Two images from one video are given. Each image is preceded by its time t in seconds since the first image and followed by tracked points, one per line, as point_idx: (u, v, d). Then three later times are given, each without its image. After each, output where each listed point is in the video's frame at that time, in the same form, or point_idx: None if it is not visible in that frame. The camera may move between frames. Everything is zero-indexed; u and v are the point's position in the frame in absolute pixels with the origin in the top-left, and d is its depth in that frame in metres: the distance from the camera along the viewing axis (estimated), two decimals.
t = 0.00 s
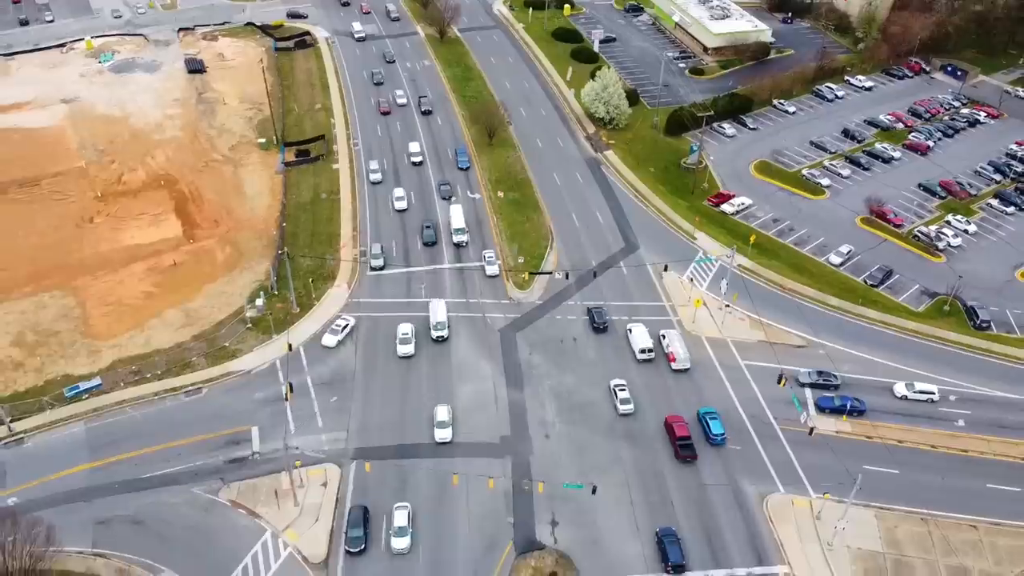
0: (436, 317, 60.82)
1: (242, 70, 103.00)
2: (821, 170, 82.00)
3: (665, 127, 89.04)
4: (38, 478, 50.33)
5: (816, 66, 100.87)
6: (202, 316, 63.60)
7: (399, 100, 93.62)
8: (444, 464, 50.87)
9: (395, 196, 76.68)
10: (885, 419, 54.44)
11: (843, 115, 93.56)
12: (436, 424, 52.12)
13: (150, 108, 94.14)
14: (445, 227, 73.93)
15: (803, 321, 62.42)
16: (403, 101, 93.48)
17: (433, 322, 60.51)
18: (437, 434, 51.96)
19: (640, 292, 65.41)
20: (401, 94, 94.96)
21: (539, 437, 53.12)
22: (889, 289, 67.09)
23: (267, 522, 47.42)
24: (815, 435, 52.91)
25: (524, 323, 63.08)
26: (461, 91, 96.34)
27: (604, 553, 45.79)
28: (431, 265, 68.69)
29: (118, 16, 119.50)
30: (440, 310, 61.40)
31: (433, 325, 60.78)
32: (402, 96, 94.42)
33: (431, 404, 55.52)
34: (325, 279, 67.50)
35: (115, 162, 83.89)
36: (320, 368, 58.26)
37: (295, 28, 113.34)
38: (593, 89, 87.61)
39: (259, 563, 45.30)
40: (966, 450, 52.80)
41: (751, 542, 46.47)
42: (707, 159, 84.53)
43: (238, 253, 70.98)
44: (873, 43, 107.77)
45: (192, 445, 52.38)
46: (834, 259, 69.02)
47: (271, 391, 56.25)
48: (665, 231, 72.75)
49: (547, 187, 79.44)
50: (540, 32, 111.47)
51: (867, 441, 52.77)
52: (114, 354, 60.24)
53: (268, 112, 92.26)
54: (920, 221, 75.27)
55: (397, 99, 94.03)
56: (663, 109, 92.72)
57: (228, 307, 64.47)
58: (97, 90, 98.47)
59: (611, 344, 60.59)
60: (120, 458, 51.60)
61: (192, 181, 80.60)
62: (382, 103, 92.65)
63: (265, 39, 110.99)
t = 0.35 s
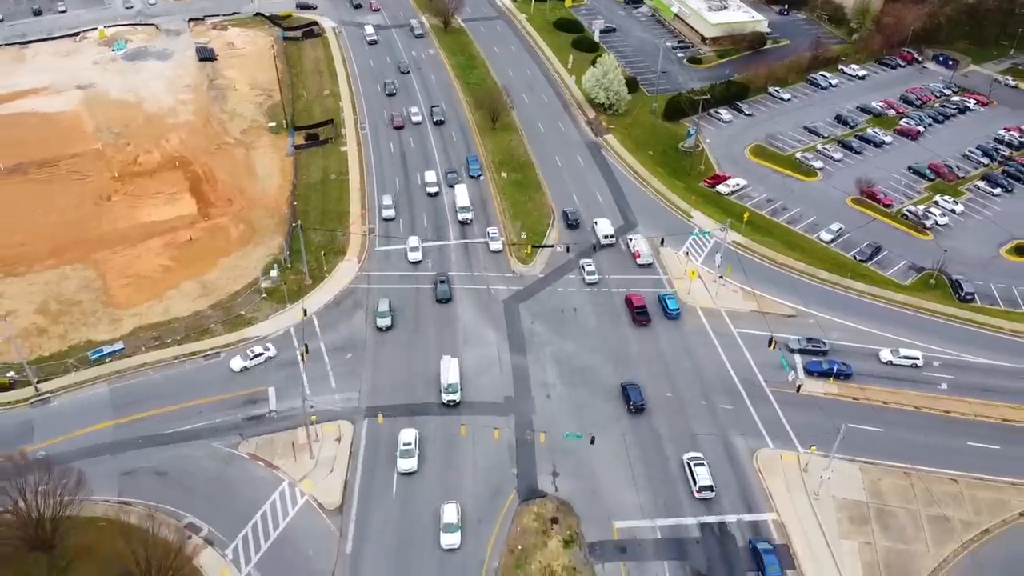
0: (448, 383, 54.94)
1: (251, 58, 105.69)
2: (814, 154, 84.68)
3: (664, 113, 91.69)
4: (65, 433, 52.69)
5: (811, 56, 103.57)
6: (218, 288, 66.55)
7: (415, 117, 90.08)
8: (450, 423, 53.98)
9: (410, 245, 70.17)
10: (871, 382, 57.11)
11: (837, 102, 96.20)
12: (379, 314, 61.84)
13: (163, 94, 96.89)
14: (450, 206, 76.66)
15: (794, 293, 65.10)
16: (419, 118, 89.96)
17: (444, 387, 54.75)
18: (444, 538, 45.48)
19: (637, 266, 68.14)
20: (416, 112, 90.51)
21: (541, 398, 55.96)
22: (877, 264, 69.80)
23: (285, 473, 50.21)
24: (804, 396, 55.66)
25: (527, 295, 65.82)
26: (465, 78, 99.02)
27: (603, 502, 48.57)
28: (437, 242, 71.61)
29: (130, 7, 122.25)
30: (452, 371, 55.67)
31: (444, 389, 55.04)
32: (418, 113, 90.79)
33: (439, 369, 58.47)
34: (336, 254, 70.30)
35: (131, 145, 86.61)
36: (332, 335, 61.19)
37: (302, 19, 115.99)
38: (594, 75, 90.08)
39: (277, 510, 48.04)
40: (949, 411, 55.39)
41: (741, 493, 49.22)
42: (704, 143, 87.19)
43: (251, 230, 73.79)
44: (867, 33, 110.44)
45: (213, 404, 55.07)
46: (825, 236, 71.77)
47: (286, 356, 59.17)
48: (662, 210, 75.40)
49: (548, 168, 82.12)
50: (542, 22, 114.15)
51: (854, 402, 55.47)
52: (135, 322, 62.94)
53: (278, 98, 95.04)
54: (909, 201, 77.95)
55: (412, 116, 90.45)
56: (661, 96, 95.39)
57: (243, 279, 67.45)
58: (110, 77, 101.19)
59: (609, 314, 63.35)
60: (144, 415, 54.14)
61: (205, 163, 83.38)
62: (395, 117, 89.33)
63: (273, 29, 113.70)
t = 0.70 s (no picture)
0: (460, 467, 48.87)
1: (262, 46, 108.38)
2: (809, 137, 87.36)
3: (664, 98, 94.30)
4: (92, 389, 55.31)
5: (807, 45, 106.22)
6: (236, 259, 69.47)
7: (431, 139, 85.41)
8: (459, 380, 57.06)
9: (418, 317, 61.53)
10: (860, 347, 59.85)
11: (832, 89, 98.80)
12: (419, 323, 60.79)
13: (177, 79, 99.59)
14: (457, 185, 79.29)
15: (788, 266, 67.76)
16: (435, 140, 85.24)
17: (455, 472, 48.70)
18: None
19: (637, 240, 70.87)
20: (433, 133, 86.32)
21: (545, 360, 58.97)
22: (869, 240, 72.50)
23: (303, 427, 53.10)
24: (796, 359, 58.41)
25: (531, 267, 68.54)
26: (470, 64, 101.68)
27: (604, 455, 51.46)
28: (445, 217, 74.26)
29: None
30: (464, 452, 49.60)
31: (455, 473, 48.92)
32: (433, 133, 86.13)
33: (447, 335, 61.28)
34: (348, 229, 73.00)
35: (147, 126, 89.31)
36: (345, 303, 64.03)
37: (311, 8, 118.61)
38: (596, 61, 92.61)
39: (297, 459, 50.87)
40: (935, 373, 58.02)
41: (735, 445, 52.03)
42: (702, 126, 89.83)
43: (265, 206, 76.63)
44: (862, 23, 113.05)
45: (233, 364, 57.92)
46: (819, 214, 74.49)
47: (302, 322, 62.04)
48: (662, 188, 78.05)
49: (552, 150, 84.78)
50: (546, 12, 116.81)
51: (843, 364, 58.23)
52: (156, 290, 65.72)
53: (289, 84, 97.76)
54: (901, 181, 80.64)
55: (427, 135, 85.97)
56: (661, 82, 97.99)
57: (259, 251, 70.39)
58: (125, 62, 103.90)
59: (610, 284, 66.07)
60: (167, 374, 56.86)
61: (220, 143, 86.11)
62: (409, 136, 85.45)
63: (283, 18, 116.40)
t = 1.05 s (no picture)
0: None
1: (272, 35, 110.94)
2: (806, 122, 89.88)
3: (665, 85, 96.77)
4: (117, 353, 57.81)
5: (805, 35, 108.76)
6: (252, 235, 72.09)
7: (449, 170, 80.09)
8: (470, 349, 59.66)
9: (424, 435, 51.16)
10: (853, 317, 62.43)
11: (829, 77, 101.26)
12: (425, 445, 50.31)
13: (190, 66, 102.16)
14: (464, 167, 81.78)
15: (784, 242, 70.28)
16: (454, 170, 80.08)
17: None
18: None
19: (639, 218, 73.44)
20: (450, 161, 81.20)
21: (551, 328, 61.63)
22: (863, 219, 75.03)
23: (321, 387, 55.90)
24: (791, 329, 60.99)
25: (536, 243, 71.04)
26: (476, 53, 104.21)
27: (606, 415, 54.15)
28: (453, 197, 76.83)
29: None
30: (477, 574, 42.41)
31: None
32: (452, 163, 80.99)
33: (457, 306, 63.94)
34: (359, 207, 75.55)
35: (162, 110, 91.87)
36: (358, 276, 66.71)
37: None
38: (599, 48, 95.03)
39: (315, 417, 53.60)
40: (924, 342, 60.50)
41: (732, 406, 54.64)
42: (703, 112, 92.30)
43: (279, 186, 79.24)
44: (859, 15, 115.54)
45: (252, 330, 60.48)
46: (814, 194, 77.07)
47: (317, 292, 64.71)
48: (663, 170, 80.56)
49: (556, 133, 87.29)
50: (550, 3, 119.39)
51: (836, 332, 60.84)
52: (176, 263, 68.30)
53: (299, 71, 100.37)
54: (894, 164, 83.16)
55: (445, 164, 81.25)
56: (662, 70, 100.49)
57: (275, 228, 73.06)
58: (139, 50, 106.47)
59: (613, 259, 68.65)
60: (189, 339, 59.38)
61: (233, 126, 88.68)
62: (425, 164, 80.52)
63: (292, 8, 118.96)
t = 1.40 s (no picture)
0: None
1: (282, 24, 113.77)
2: (802, 107, 92.65)
3: (664, 72, 99.46)
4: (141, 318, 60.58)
5: (802, 25, 111.47)
6: (267, 212, 74.94)
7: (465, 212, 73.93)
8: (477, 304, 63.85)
9: None
10: (843, 288, 65.28)
11: (825, 66, 103.96)
12: None
13: (202, 53, 105.01)
14: (470, 149, 84.54)
15: (779, 219, 73.10)
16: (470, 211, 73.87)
17: None
18: None
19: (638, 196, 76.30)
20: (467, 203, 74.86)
21: (554, 298, 64.53)
22: (855, 198, 77.83)
23: (336, 350, 59.01)
24: (783, 299, 63.84)
25: (540, 220, 73.77)
26: (480, 41, 106.95)
27: (607, 378, 57.22)
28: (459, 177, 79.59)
29: None
30: None
31: None
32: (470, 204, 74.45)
33: (464, 278, 66.75)
34: (370, 186, 78.36)
35: (177, 95, 94.72)
36: (369, 251, 69.54)
37: None
38: (601, 36, 97.66)
39: (331, 377, 56.65)
40: (911, 311, 63.29)
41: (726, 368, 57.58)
42: (701, 98, 95.01)
43: (291, 167, 82.10)
44: (855, 6, 118.21)
45: (269, 299, 63.33)
46: (808, 174, 79.93)
47: (331, 265, 67.58)
48: (662, 152, 83.32)
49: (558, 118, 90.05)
50: None
51: (827, 302, 63.76)
52: (194, 237, 71.16)
53: (309, 59, 103.21)
54: (887, 148, 85.91)
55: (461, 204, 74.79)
56: (662, 58, 103.24)
57: (288, 205, 75.93)
58: (152, 38, 109.34)
59: (614, 234, 71.47)
60: (210, 306, 62.21)
61: (246, 111, 91.55)
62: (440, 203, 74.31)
63: None
